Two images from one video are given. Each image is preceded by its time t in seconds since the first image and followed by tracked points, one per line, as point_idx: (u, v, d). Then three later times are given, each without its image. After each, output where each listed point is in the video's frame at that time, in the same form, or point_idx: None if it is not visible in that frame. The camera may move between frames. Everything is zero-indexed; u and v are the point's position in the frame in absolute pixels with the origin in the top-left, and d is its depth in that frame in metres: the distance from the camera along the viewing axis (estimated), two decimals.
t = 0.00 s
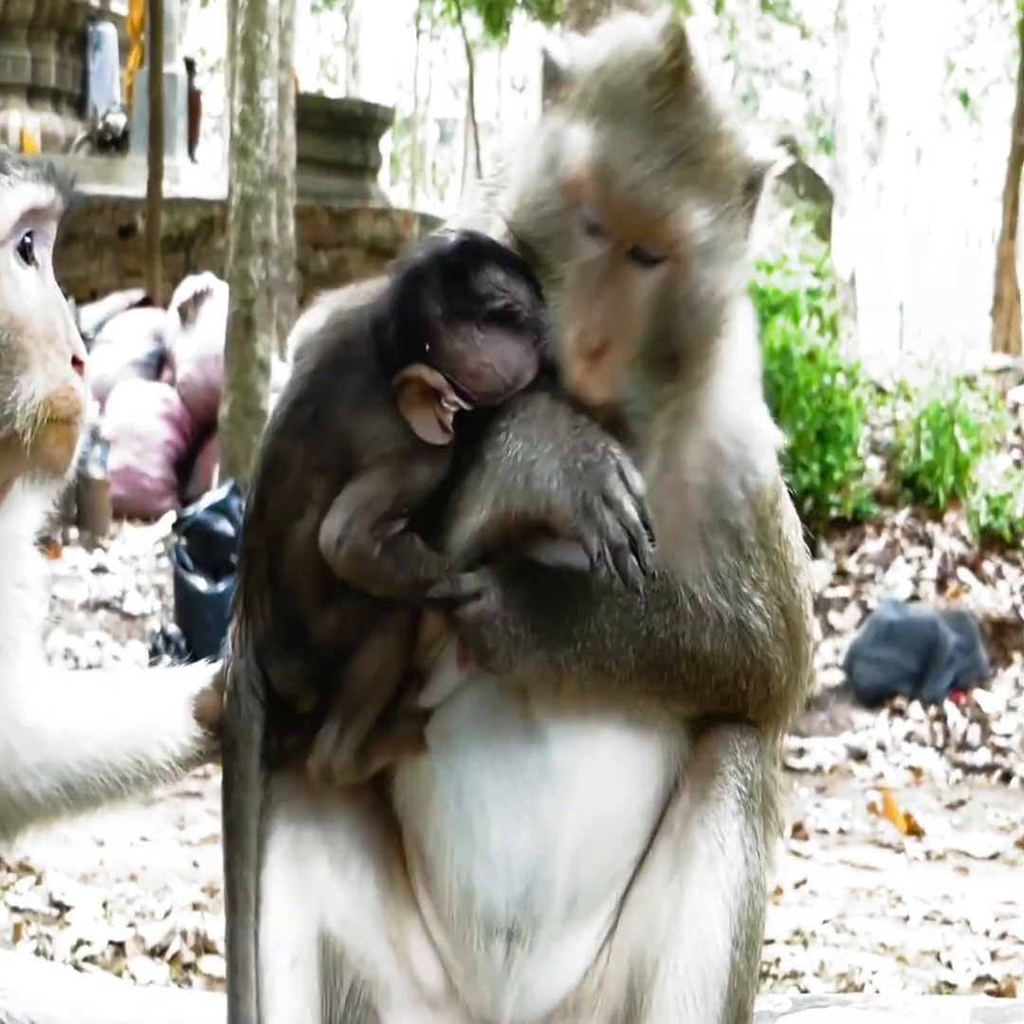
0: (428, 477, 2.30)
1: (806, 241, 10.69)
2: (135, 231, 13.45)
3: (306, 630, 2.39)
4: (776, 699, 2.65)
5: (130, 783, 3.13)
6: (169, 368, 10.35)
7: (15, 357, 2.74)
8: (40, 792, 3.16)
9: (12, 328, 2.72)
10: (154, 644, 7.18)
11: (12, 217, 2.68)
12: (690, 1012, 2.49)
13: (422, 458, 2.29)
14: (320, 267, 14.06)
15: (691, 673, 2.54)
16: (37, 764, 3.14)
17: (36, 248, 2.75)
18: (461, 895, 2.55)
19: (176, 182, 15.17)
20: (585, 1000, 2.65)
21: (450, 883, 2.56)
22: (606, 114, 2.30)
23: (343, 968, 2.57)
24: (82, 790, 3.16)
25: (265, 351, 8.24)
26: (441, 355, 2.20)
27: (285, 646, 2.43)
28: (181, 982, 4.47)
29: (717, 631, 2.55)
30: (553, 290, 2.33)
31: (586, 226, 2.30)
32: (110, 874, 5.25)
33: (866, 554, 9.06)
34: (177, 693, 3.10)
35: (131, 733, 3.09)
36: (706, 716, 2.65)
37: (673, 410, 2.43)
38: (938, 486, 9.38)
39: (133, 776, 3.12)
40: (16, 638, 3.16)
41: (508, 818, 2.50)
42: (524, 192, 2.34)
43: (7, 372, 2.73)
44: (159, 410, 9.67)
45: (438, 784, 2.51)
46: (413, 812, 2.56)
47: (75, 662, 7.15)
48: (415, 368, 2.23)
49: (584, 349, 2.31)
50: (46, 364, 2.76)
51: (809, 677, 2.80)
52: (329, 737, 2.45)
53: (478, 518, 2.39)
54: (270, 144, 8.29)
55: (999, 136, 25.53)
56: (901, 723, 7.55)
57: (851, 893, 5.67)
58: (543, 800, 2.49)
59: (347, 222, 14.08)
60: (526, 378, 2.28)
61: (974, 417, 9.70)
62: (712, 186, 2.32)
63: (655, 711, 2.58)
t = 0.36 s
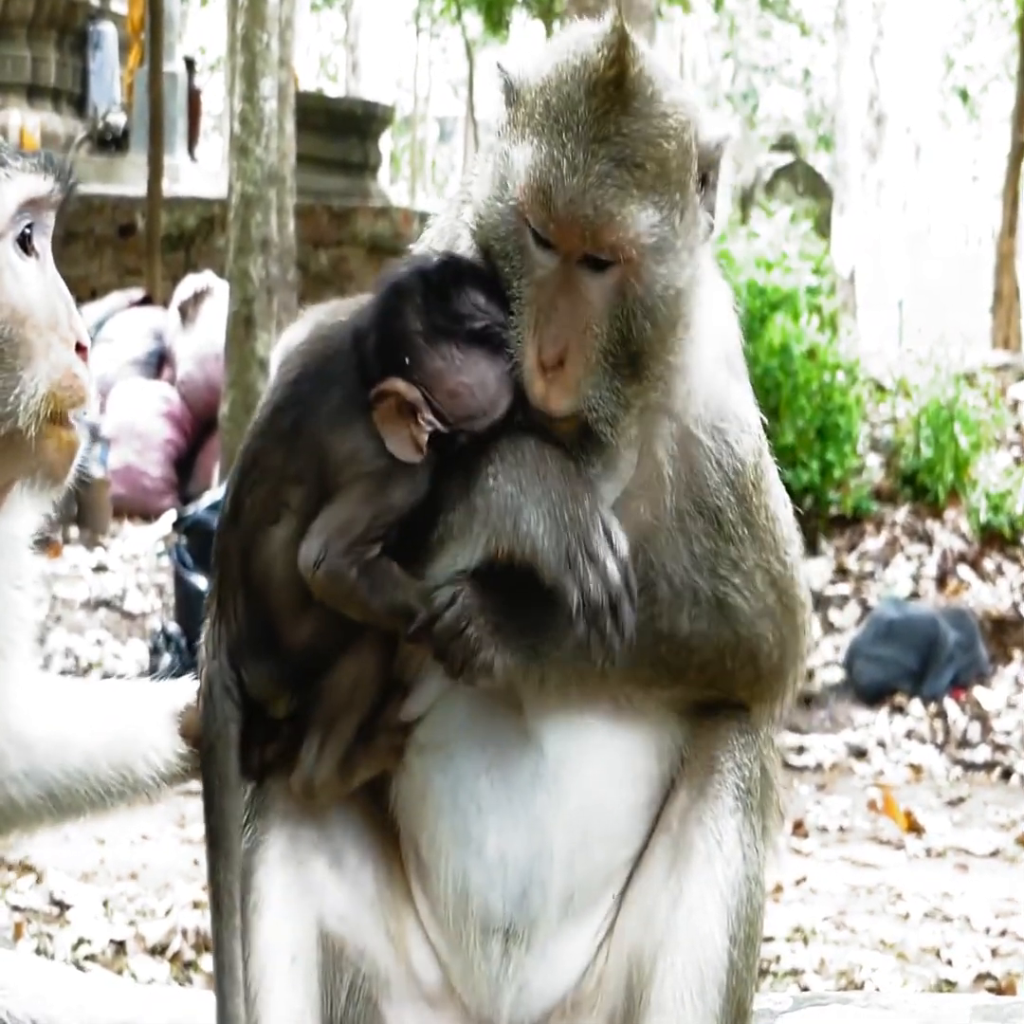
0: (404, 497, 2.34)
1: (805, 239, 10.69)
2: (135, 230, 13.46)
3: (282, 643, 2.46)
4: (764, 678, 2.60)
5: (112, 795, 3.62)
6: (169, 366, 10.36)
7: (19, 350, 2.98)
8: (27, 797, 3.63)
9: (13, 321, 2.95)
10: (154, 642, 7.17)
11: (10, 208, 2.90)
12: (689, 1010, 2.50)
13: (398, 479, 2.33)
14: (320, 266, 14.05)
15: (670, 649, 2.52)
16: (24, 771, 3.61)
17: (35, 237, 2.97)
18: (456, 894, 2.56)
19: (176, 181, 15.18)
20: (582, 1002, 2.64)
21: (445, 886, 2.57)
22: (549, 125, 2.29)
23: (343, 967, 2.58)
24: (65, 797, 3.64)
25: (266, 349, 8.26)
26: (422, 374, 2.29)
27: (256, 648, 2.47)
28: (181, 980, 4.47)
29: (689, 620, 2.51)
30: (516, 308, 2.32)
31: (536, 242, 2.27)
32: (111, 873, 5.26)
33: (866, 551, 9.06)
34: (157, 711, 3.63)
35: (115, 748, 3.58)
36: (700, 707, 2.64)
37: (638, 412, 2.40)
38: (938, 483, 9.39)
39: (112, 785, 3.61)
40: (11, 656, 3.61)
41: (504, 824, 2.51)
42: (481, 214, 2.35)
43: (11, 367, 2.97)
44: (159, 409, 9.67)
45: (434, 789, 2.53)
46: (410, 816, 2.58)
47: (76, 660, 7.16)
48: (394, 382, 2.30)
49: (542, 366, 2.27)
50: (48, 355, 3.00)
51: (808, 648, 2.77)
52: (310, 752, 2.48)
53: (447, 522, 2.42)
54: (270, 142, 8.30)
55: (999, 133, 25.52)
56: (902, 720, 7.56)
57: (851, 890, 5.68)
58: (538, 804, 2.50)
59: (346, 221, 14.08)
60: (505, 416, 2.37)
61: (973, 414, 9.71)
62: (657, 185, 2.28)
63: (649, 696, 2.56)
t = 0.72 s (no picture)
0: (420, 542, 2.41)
1: (806, 239, 10.71)
2: (136, 227, 13.45)
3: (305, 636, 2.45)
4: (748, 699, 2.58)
5: (109, 799, 3.62)
6: (171, 363, 10.34)
7: (20, 345, 2.99)
8: (24, 799, 3.63)
9: (14, 316, 2.96)
10: (154, 638, 7.17)
11: (10, 204, 2.93)
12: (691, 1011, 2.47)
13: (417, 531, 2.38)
14: (321, 263, 14.03)
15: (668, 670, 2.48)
16: (21, 774, 3.62)
17: (35, 233, 2.99)
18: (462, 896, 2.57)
19: (177, 178, 15.19)
20: (585, 1001, 2.63)
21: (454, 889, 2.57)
22: (562, 129, 2.34)
23: (345, 961, 2.58)
24: (62, 800, 3.63)
25: (268, 345, 8.27)
26: (451, 441, 2.34)
27: (253, 660, 2.51)
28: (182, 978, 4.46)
29: (708, 602, 2.50)
30: (532, 318, 2.37)
31: (555, 249, 2.32)
32: (111, 869, 5.26)
33: (867, 550, 9.06)
34: (154, 716, 3.63)
35: (112, 752, 3.58)
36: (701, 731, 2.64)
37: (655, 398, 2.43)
38: (939, 482, 9.38)
39: (110, 789, 3.61)
40: (9, 656, 3.64)
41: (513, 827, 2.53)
42: (490, 221, 2.38)
43: (12, 362, 2.98)
44: (160, 405, 9.67)
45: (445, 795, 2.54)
46: (415, 818, 2.59)
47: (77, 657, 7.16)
48: (423, 457, 2.38)
49: (566, 369, 2.32)
50: (49, 349, 3.00)
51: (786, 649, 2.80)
52: (322, 783, 2.54)
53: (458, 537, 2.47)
54: (272, 139, 8.29)
55: (1000, 133, 25.52)
56: (903, 720, 7.55)
57: (852, 889, 5.68)
58: (540, 800, 2.54)
59: (348, 218, 14.07)
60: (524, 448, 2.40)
61: (974, 414, 9.72)
62: (673, 180, 2.36)
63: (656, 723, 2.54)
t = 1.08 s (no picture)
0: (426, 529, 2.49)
1: (808, 239, 10.71)
2: (139, 224, 13.44)
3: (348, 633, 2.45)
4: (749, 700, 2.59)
5: (114, 796, 3.68)
6: (173, 361, 10.33)
7: (30, 341, 3.00)
8: (28, 799, 3.66)
9: (23, 313, 2.97)
10: (156, 636, 7.17)
11: (19, 201, 2.93)
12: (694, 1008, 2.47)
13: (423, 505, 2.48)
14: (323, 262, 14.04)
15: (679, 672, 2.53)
16: (26, 772, 3.64)
17: (45, 233, 3.02)
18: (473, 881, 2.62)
19: (178, 176, 15.18)
20: (590, 996, 2.65)
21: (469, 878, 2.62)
22: (569, 128, 2.40)
23: (350, 960, 2.58)
24: (67, 799, 3.67)
25: (270, 342, 8.28)
26: (458, 425, 2.39)
27: (263, 653, 2.54)
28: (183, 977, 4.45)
29: (720, 596, 2.56)
30: (537, 309, 2.43)
31: (562, 244, 2.37)
32: (113, 867, 5.27)
33: (869, 550, 9.06)
34: (158, 714, 3.72)
35: (117, 750, 3.65)
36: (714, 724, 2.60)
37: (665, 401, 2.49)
38: (941, 482, 9.39)
39: (114, 786, 3.67)
40: (13, 655, 3.65)
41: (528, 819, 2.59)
42: (495, 213, 2.43)
43: (22, 358, 2.99)
44: (162, 403, 9.66)
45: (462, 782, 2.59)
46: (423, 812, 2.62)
47: (79, 655, 7.17)
48: (431, 443, 2.40)
49: (572, 364, 2.38)
50: (58, 347, 3.02)
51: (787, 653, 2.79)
52: (328, 779, 2.53)
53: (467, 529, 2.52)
54: (275, 137, 8.28)
55: (1001, 133, 25.53)
56: (904, 720, 7.55)
57: (853, 889, 5.68)
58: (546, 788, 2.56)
59: (349, 217, 14.07)
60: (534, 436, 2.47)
61: (976, 414, 9.73)
62: (680, 180, 2.42)
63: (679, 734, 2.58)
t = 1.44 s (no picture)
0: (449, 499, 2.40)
1: (810, 237, 10.70)
2: (140, 224, 13.44)
3: (455, 629, 2.43)
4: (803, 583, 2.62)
5: (113, 791, 3.67)
6: (173, 360, 10.33)
7: (37, 347, 2.99)
8: (28, 798, 3.63)
9: (31, 318, 2.97)
10: (158, 636, 7.19)
11: (29, 207, 2.94)
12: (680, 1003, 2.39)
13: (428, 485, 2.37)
14: (324, 261, 14.05)
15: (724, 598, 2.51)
16: (25, 770, 3.62)
17: (54, 240, 3.02)
18: (458, 860, 2.52)
19: (179, 175, 15.18)
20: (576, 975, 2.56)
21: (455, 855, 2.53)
22: (568, 15, 2.47)
23: (339, 944, 2.53)
24: (66, 796, 3.65)
25: (270, 341, 8.27)
26: (452, 378, 2.24)
27: (276, 666, 2.50)
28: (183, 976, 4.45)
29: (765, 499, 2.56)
30: (545, 201, 2.39)
31: (566, 117, 2.41)
32: (113, 866, 5.26)
33: (870, 550, 9.07)
34: (157, 708, 3.71)
35: (117, 745, 3.64)
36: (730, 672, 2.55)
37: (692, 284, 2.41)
38: (943, 482, 9.40)
39: (112, 781, 3.66)
40: (13, 656, 3.63)
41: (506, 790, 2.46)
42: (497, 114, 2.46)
43: (29, 364, 2.99)
44: (163, 403, 9.66)
45: (465, 755, 2.47)
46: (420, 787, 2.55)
47: (79, 654, 7.17)
48: (429, 398, 2.26)
49: (582, 230, 2.35)
50: (65, 354, 3.01)
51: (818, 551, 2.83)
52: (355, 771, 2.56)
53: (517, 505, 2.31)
54: (275, 137, 8.26)
55: (1003, 133, 25.52)
56: (905, 719, 7.55)
57: (854, 889, 5.67)
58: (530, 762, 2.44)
59: (351, 216, 14.06)
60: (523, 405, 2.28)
61: (978, 414, 9.72)
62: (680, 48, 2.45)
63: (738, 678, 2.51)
